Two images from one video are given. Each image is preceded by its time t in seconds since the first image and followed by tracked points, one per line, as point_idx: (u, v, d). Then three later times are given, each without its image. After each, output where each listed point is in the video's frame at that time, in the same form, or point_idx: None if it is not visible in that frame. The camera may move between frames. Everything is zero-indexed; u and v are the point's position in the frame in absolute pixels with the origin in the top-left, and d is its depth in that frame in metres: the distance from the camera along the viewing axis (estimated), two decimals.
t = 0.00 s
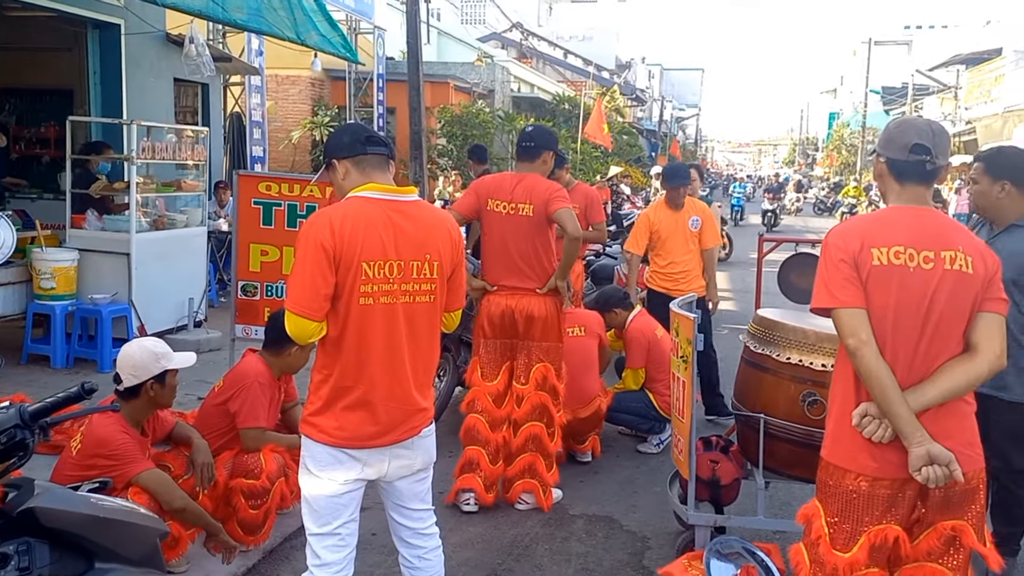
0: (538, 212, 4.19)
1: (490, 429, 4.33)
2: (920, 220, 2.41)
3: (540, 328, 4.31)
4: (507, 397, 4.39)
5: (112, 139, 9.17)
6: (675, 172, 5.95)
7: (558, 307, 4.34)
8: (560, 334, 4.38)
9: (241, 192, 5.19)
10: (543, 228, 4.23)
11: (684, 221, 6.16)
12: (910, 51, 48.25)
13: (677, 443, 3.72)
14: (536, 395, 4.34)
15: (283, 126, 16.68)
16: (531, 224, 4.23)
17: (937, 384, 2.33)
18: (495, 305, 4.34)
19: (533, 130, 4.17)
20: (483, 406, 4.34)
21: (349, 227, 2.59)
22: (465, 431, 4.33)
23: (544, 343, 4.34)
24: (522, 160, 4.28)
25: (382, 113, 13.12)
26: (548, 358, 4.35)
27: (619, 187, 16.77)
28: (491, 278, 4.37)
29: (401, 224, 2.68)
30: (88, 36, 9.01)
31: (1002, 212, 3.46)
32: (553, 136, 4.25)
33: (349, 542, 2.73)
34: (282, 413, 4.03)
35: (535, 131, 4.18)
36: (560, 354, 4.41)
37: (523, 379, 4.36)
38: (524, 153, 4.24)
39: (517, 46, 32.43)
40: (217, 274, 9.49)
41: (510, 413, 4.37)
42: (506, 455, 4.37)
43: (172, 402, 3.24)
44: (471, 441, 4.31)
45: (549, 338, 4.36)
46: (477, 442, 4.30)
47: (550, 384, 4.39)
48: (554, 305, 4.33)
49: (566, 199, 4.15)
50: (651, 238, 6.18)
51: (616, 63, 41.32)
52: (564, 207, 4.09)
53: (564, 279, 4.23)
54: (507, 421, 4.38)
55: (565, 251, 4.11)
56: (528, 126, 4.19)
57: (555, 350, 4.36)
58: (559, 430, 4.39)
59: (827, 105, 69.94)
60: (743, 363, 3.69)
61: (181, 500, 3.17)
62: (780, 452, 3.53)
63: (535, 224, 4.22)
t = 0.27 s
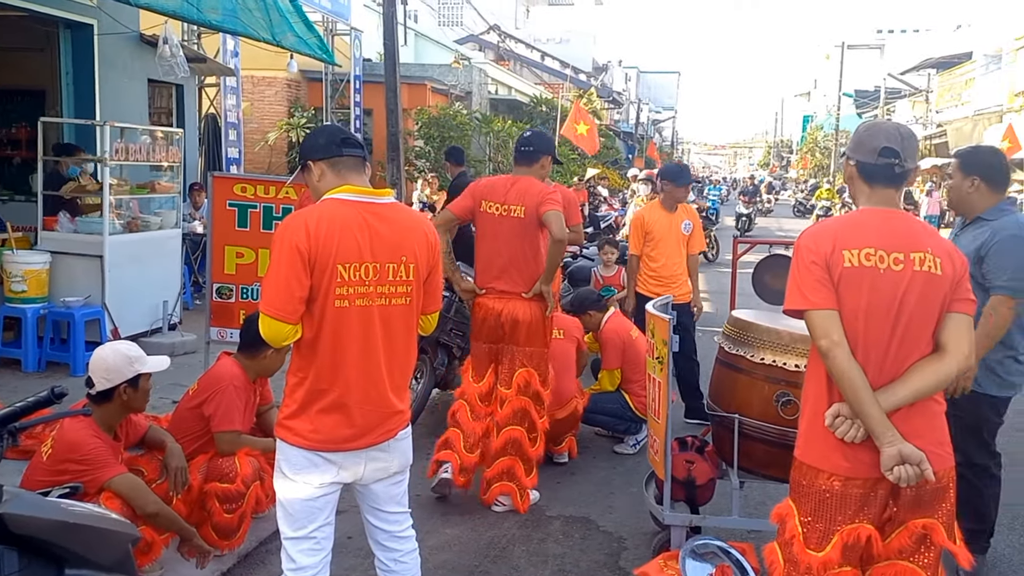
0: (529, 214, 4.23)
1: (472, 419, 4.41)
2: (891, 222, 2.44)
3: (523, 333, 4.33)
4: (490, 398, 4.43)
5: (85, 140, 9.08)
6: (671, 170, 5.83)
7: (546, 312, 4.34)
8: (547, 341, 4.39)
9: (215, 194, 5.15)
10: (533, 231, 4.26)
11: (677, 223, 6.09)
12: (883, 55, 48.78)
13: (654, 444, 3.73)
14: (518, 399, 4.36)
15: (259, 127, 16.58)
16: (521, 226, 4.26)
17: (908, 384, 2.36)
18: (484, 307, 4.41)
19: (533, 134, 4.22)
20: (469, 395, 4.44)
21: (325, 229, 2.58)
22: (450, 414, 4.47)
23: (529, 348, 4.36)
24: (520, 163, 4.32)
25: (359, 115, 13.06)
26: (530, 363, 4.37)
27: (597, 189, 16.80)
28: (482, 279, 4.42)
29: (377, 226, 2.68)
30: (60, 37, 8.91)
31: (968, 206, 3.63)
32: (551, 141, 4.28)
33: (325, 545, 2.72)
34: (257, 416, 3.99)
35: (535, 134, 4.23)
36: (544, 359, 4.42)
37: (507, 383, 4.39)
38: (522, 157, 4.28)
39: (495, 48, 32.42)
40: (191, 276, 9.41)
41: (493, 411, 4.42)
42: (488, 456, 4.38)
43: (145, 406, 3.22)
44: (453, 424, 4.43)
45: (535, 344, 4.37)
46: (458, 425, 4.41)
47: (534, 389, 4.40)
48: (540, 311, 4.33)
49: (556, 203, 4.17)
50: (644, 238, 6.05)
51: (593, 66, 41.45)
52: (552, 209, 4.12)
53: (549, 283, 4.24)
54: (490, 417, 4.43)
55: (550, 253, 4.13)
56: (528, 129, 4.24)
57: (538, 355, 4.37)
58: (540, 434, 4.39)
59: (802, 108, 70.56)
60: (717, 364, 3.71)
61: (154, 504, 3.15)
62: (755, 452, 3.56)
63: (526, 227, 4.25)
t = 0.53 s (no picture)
0: (499, 216, 4.25)
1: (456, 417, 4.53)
2: (850, 225, 2.46)
3: (485, 336, 4.35)
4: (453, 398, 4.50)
5: (42, 143, 8.91)
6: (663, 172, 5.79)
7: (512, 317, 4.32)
8: (512, 346, 4.36)
9: (175, 197, 5.08)
10: (504, 233, 4.26)
11: (666, 226, 6.12)
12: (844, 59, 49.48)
13: (619, 446, 3.74)
14: (479, 402, 4.36)
15: (222, 129, 16.39)
16: (492, 228, 4.28)
17: (866, 384, 2.38)
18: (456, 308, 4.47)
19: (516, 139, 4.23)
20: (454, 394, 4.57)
21: (286, 233, 2.55)
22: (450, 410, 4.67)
23: (493, 351, 4.36)
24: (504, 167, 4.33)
25: (324, 117, 12.95)
26: (490, 367, 4.36)
27: (563, 192, 16.83)
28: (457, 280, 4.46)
29: (338, 229, 2.65)
30: (16, 37, 8.74)
31: (920, 206, 3.78)
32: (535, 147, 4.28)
33: (286, 553, 2.68)
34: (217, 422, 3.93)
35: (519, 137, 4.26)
36: (511, 365, 4.38)
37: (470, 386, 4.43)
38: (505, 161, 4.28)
39: (461, 51, 32.35)
40: (152, 281, 9.27)
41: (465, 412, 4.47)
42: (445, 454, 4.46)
43: (102, 413, 3.18)
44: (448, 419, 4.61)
45: (500, 348, 4.35)
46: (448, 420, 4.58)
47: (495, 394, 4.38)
48: (505, 314, 4.31)
49: (525, 206, 4.19)
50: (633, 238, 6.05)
51: (560, 68, 41.59)
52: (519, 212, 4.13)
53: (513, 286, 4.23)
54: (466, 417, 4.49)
55: (514, 255, 4.15)
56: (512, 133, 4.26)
57: (500, 360, 4.35)
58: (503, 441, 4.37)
59: (765, 111, 71.39)
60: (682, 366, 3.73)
61: (113, 513, 3.10)
62: (719, 453, 3.58)
63: (495, 229, 4.26)
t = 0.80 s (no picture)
0: (472, 219, 4.36)
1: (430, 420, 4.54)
2: (806, 228, 2.50)
3: (461, 337, 4.42)
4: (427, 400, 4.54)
5: None
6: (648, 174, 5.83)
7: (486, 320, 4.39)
8: (487, 348, 4.42)
9: (135, 200, 5.00)
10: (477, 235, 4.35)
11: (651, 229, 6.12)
12: (806, 63, 50.11)
13: (582, 449, 3.74)
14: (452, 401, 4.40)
15: (184, 131, 16.18)
16: (467, 231, 4.39)
17: (823, 386, 2.42)
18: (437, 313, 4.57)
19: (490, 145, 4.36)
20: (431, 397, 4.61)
21: (245, 237, 2.52)
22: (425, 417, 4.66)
23: (468, 352, 4.42)
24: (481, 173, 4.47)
25: (287, 120, 12.83)
26: (462, 369, 4.43)
27: (530, 194, 16.83)
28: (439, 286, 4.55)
29: (298, 234, 2.63)
30: None
31: (873, 207, 3.97)
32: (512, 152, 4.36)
33: (246, 561, 2.66)
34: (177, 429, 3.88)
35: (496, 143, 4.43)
36: (485, 369, 4.44)
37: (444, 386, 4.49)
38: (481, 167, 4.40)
39: (427, 53, 32.24)
40: (112, 285, 9.12)
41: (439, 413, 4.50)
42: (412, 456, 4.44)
43: (58, 422, 3.13)
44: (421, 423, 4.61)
45: (475, 349, 4.42)
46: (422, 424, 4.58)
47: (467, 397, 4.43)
48: (478, 315, 4.36)
49: (493, 208, 4.28)
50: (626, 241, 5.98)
51: (526, 71, 41.66)
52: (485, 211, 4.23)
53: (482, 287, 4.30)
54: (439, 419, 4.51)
55: (481, 255, 4.24)
56: (488, 140, 4.41)
57: (473, 363, 4.41)
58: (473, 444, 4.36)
59: (729, 114, 72.07)
60: (645, 369, 3.75)
61: (70, 522, 3.05)
62: (681, 455, 3.60)
63: (469, 232, 4.37)
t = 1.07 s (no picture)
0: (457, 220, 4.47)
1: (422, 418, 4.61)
2: (773, 233, 2.51)
3: (452, 334, 4.51)
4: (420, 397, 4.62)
5: None
6: (634, 179, 5.90)
7: (476, 317, 4.46)
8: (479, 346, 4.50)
9: (101, 206, 4.94)
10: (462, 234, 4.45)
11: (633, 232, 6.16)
12: (774, 69, 50.64)
13: (554, 453, 3.74)
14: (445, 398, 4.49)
15: (151, 136, 16.00)
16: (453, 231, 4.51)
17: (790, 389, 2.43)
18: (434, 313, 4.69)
19: (472, 148, 4.45)
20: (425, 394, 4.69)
21: (211, 243, 2.50)
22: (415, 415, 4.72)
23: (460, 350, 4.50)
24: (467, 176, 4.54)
25: (257, 124, 12.73)
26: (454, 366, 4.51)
27: (502, 199, 16.84)
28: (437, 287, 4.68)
29: (265, 239, 2.61)
30: None
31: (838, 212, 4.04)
32: (494, 152, 4.42)
33: (213, 571, 2.62)
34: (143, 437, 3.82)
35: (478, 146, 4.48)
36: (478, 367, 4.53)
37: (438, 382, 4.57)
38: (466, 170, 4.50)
39: (398, 57, 32.13)
40: (77, 292, 8.98)
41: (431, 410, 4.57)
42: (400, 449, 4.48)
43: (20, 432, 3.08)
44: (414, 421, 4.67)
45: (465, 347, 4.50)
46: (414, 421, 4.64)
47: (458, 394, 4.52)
48: (465, 312, 4.45)
49: (475, 207, 4.38)
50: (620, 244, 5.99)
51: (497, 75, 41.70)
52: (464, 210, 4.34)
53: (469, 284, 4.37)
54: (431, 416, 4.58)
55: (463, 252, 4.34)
56: (470, 144, 4.50)
57: (466, 360, 4.49)
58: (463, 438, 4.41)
59: (699, 118, 72.62)
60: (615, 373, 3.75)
61: (32, 533, 3.00)
62: (651, 458, 3.60)
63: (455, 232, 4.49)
